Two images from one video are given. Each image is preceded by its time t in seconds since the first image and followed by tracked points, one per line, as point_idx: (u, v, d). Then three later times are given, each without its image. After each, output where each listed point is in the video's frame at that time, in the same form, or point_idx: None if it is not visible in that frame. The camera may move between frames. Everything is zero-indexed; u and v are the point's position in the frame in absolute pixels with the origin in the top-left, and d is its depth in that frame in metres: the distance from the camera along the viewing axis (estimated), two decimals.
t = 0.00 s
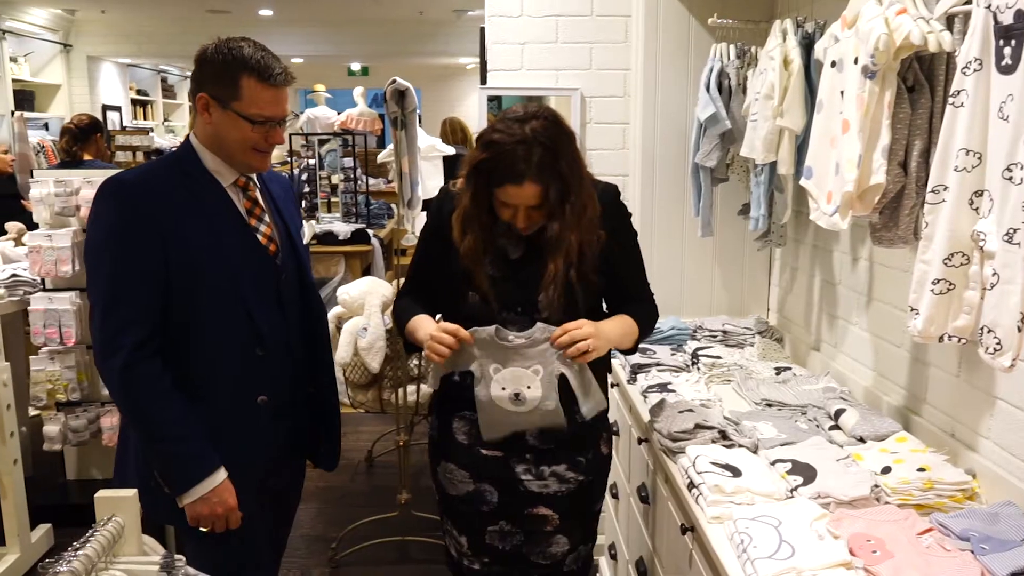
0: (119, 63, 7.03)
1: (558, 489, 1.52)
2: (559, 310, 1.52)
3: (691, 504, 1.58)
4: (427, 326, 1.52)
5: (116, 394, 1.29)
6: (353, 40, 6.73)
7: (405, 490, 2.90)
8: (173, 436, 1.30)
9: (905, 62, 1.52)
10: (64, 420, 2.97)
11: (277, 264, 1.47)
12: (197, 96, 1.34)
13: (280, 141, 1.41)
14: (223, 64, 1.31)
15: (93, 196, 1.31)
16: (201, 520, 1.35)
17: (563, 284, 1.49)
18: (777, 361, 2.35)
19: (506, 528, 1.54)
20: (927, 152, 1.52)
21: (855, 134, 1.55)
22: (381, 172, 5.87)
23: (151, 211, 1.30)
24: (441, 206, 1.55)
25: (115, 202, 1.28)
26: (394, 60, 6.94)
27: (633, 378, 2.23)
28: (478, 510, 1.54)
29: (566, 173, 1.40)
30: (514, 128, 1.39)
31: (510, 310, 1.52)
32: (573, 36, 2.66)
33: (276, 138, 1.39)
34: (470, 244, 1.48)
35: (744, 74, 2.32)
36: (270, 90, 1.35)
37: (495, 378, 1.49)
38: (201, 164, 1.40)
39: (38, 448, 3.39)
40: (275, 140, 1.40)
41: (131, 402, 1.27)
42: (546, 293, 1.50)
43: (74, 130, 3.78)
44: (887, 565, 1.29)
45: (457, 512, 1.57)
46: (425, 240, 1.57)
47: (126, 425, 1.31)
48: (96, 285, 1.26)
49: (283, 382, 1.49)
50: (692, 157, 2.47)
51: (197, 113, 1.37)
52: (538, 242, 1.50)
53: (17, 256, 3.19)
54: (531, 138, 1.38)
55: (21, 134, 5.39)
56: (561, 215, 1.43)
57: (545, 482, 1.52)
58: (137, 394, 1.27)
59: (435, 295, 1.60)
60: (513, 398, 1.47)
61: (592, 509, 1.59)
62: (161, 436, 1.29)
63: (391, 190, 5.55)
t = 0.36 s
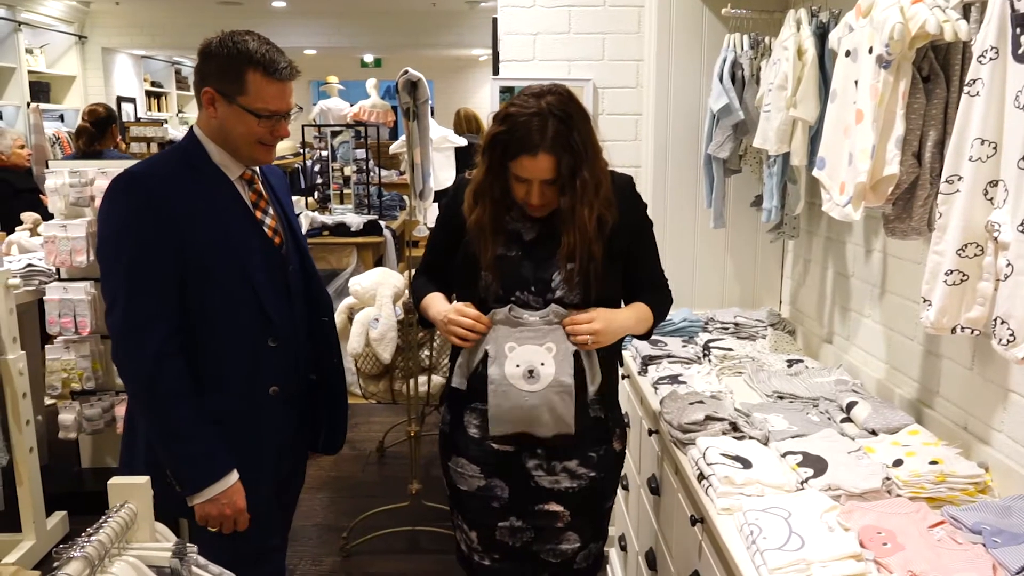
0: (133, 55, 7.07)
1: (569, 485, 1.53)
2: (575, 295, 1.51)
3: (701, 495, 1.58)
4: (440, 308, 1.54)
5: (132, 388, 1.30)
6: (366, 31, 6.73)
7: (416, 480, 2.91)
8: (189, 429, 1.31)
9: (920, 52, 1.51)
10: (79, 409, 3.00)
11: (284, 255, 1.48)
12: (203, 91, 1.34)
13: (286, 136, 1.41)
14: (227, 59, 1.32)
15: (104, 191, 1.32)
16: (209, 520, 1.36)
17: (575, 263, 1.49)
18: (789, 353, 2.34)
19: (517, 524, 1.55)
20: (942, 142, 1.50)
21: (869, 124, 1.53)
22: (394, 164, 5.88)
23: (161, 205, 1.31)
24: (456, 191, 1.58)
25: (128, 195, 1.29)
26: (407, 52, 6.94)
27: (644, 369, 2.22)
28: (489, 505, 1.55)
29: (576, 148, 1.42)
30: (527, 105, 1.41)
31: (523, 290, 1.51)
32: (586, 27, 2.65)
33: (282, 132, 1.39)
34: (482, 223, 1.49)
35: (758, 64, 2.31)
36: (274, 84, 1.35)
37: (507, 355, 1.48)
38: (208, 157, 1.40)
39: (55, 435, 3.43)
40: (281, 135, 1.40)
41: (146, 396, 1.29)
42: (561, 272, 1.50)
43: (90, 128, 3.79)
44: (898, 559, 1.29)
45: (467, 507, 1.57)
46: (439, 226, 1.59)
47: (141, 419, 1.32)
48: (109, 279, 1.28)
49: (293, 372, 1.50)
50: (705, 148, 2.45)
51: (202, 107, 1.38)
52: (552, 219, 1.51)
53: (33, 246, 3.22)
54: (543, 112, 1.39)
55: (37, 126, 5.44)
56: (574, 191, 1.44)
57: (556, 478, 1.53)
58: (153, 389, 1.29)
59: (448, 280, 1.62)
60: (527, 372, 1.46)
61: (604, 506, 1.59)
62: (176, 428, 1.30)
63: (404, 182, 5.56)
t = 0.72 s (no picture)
0: (140, 48, 7.09)
1: (573, 479, 1.54)
2: (580, 285, 1.51)
3: (704, 487, 1.58)
4: (444, 292, 1.56)
5: (139, 388, 1.31)
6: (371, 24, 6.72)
7: (421, 472, 2.92)
8: (197, 427, 1.32)
9: (925, 43, 1.50)
10: (86, 400, 3.01)
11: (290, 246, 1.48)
12: (199, 88, 1.34)
13: (287, 129, 1.40)
14: (222, 54, 1.31)
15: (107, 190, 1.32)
16: (215, 514, 1.37)
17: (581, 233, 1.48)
18: (794, 346, 2.34)
19: (520, 519, 1.56)
20: (947, 133, 1.49)
21: (873, 115, 1.52)
22: (399, 156, 5.87)
23: (165, 203, 1.31)
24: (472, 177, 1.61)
25: (131, 192, 1.29)
26: (412, 45, 6.92)
27: (649, 361, 2.22)
28: (493, 500, 1.56)
29: (578, 110, 1.42)
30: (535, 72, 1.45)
31: (529, 275, 1.51)
32: (591, 19, 2.64)
33: (282, 126, 1.38)
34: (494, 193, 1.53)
35: (764, 56, 2.30)
36: (272, 79, 1.34)
37: (505, 348, 1.52)
38: (210, 151, 1.40)
39: (62, 426, 3.45)
40: (281, 128, 1.39)
41: (153, 395, 1.30)
42: (567, 259, 1.50)
43: (101, 119, 3.76)
44: (901, 550, 1.29)
45: (470, 502, 1.58)
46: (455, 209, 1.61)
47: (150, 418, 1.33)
48: (115, 280, 1.28)
49: (300, 364, 1.51)
50: (710, 140, 2.44)
51: (201, 104, 1.38)
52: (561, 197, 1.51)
53: (39, 238, 3.24)
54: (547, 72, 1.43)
55: (44, 118, 5.46)
56: (574, 154, 1.43)
57: (561, 472, 1.54)
58: (159, 388, 1.30)
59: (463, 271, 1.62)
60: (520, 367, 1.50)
61: (610, 500, 1.60)
62: (184, 427, 1.31)
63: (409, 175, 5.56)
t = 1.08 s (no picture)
0: (147, 45, 7.10)
1: (563, 482, 1.53)
2: (578, 282, 1.50)
3: (708, 486, 1.58)
4: (453, 299, 1.57)
5: (146, 385, 1.32)
6: (377, 21, 6.72)
7: (424, 470, 2.92)
8: (204, 424, 1.33)
9: (933, 38, 1.49)
10: (91, 397, 3.02)
11: (297, 242, 1.48)
12: (206, 82, 1.34)
13: (294, 122, 1.40)
14: (229, 47, 1.31)
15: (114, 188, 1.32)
16: (224, 514, 1.38)
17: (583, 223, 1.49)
18: (799, 345, 2.33)
19: (513, 516, 1.58)
20: (955, 131, 1.48)
21: (880, 112, 1.52)
22: (405, 154, 5.87)
23: (172, 199, 1.31)
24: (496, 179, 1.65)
25: (137, 189, 1.29)
26: (418, 42, 6.92)
27: (652, 360, 2.21)
28: (487, 496, 1.58)
29: (589, 99, 1.46)
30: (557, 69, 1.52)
31: (529, 269, 1.51)
32: (596, 16, 2.63)
33: (289, 118, 1.38)
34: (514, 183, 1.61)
35: (770, 53, 2.29)
36: (277, 71, 1.34)
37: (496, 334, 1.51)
38: (217, 147, 1.40)
39: (67, 422, 3.47)
40: (289, 121, 1.39)
41: (159, 392, 1.30)
42: (568, 254, 1.49)
43: (115, 110, 3.76)
44: (906, 551, 1.28)
45: (466, 495, 1.61)
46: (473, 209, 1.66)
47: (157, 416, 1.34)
48: (122, 278, 1.29)
49: (308, 359, 1.51)
50: (715, 138, 2.43)
51: (207, 99, 1.37)
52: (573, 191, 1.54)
53: (45, 235, 3.25)
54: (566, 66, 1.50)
55: (51, 115, 5.47)
56: (581, 141, 1.48)
57: (550, 474, 1.53)
58: (166, 384, 1.30)
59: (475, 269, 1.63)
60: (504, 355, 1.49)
61: (603, 504, 1.58)
62: (191, 424, 1.32)
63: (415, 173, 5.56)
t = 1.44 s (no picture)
0: (160, 51, 7.15)
1: (583, 490, 1.52)
2: (600, 289, 1.49)
3: (720, 497, 1.56)
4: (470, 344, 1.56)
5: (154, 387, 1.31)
6: (389, 27, 6.74)
7: (434, 477, 2.91)
8: (215, 427, 1.32)
9: (949, 47, 1.47)
10: (102, 401, 3.03)
11: (311, 247, 1.47)
12: (224, 87, 1.33)
13: (311, 124, 1.40)
14: (246, 50, 1.31)
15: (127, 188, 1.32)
16: (235, 515, 1.35)
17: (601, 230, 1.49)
18: (812, 354, 2.31)
19: (531, 526, 1.55)
20: (971, 140, 1.47)
21: (895, 121, 1.50)
22: (415, 160, 5.88)
23: (185, 203, 1.31)
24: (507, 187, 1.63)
25: (150, 192, 1.29)
26: (429, 48, 6.93)
27: (664, 368, 2.20)
28: (505, 505, 1.55)
29: (601, 103, 1.45)
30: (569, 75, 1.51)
31: (549, 277, 1.50)
32: (608, 22, 2.63)
33: (307, 119, 1.38)
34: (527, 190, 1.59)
35: (783, 60, 2.28)
36: (294, 73, 1.33)
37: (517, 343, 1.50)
38: (232, 153, 1.40)
39: (78, 426, 3.47)
40: (306, 123, 1.38)
41: (167, 395, 1.30)
42: (589, 261, 1.48)
43: (130, 114, 3.78)
44: (922, 565, 1.26)
45: (482, 505, 1.59)
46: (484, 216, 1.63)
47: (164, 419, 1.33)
48: (133, 280, 1.28)
49: (319, 365, 1.50)
50: (728, 145, 2.42)
51: (224, 104, 1.37)
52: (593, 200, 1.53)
53: (58, 239, 3.27)
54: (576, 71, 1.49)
55: (64, 120, 5.51)
56: (590, 146, 1.46)
57: (570, 483, 1.52)
58: (174, 387, 1.29)
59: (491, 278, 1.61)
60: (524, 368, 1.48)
61: (621, 513, 1.57)
62: (198, 428, 1.31)
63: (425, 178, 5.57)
